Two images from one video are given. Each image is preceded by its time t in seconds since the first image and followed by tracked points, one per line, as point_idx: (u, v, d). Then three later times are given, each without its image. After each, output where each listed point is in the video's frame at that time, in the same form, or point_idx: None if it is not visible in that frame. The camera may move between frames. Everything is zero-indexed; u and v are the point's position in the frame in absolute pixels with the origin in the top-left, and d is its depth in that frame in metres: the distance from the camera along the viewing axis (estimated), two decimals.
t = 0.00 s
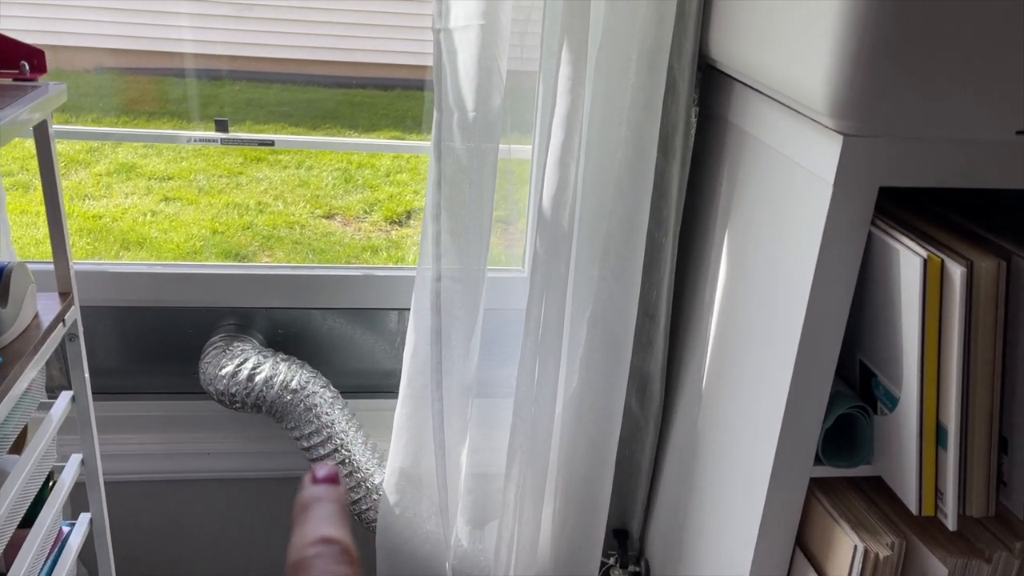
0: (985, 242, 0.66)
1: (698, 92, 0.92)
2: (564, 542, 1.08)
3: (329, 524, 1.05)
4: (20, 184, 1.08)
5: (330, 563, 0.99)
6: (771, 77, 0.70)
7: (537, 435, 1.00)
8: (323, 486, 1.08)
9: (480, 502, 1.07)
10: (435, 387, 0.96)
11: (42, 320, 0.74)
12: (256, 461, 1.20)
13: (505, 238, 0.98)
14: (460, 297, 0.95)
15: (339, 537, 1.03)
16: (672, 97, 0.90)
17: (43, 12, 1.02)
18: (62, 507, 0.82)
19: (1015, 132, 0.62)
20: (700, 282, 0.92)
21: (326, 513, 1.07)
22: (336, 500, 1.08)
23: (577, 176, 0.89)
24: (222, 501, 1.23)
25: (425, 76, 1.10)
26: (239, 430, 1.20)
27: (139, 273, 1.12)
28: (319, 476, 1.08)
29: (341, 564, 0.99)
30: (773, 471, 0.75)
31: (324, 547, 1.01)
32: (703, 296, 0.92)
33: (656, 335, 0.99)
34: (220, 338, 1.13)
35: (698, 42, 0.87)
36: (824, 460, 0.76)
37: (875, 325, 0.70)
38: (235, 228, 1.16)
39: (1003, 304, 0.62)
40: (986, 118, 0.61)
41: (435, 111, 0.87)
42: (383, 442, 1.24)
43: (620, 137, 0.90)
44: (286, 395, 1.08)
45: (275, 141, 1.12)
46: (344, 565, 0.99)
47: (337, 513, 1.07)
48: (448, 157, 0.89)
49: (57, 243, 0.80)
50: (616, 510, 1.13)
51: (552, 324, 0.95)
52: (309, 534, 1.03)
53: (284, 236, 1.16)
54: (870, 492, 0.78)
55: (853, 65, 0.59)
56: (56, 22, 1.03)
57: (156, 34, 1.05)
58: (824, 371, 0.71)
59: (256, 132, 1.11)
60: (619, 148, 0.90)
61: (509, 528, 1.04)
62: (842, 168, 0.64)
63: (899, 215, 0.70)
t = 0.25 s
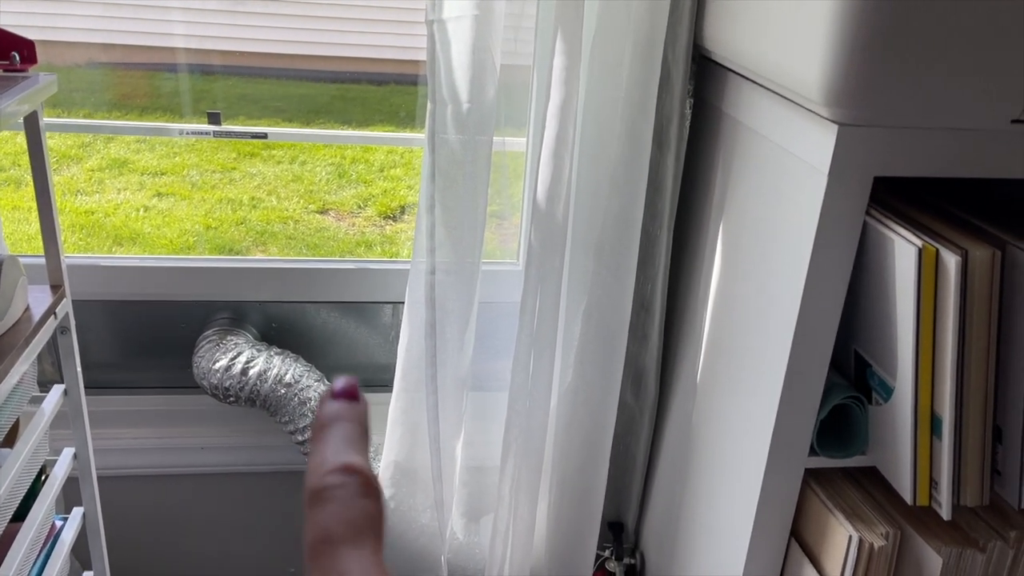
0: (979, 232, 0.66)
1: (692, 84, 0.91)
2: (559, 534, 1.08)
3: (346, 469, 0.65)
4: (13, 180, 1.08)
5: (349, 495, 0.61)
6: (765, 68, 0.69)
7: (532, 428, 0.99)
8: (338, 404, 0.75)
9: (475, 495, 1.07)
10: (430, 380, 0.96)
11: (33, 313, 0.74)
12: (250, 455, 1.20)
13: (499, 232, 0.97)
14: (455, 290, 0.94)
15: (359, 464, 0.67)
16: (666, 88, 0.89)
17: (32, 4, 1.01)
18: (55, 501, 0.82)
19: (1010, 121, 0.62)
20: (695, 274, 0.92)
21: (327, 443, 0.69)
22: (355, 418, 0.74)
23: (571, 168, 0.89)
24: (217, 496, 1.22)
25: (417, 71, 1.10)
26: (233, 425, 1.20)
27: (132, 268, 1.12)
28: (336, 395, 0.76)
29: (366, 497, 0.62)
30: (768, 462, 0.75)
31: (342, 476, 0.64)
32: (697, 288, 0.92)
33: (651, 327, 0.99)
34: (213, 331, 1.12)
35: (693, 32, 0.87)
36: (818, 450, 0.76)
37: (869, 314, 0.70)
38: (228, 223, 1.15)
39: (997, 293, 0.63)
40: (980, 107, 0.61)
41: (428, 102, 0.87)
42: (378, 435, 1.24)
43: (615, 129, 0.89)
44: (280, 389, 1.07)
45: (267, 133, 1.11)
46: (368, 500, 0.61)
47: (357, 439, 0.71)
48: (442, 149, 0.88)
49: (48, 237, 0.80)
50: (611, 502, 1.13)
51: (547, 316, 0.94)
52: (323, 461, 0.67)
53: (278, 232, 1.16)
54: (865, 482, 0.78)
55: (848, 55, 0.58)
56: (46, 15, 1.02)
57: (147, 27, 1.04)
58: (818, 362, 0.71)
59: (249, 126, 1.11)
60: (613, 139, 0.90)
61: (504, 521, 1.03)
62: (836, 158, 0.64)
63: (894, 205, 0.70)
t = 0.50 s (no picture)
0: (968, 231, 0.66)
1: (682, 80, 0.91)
2: (552, 530, 1.09)
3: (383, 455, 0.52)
4: (5, 176, 1.07)
5: (386, 513, 0.43)
6: (755, 67, 0.70)
7: (524, 425, 1.00)
8: (369, 431, 0.55)
9: (468, 492, 1.08)
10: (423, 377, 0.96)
11: (24, 312, 0.74)
12: (243, 453, 1.20)
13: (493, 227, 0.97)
14: (447, 287, 0.94)
15: (400, 486, 0.48)
16: (658, 85, 0.89)
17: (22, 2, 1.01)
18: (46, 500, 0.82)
19: (998, 120, 0.62)
20: (686, 272, 0.92)
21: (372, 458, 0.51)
22: (389, 445, 0.54)
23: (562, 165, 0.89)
24: (210, 493, 1.22)
25: (411, 65, 1.09)
26: (226, 422, 1.20)
27: (124, 265, 1.11)
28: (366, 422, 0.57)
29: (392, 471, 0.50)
30: (758, 459, 0.75)
31: (381, 494, 0.46)
32: (688, 285, 0.92)
33: (642, 324, 0.99)
34: (206, 329, 1.12)
35: (684, 30, 0.87)
36: (807, 447, 0.76)
37: (858, 313, 0.71)
38: (221, 219, 1.15)
39: (985, 291, 0.63)
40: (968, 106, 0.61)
41: (420, 100, 0.87)
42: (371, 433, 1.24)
43: (607, 125, 0.90)
44: (272, 386, 1.07)
45: (260, 132, 1.11)
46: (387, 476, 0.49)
47: (393, 461, 0.51)
48: (434, 146, 0.89)
49: (39, 236, 0.80)
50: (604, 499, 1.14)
51: (539, 313, 0.95)
52: (358, 484, 0.48)
53: (271, 228, 1.16)
54: (854, 478, 0.79)
55: (837, 54, 0.59)
56: (36, 12, 1.02)
57: (138, 25, 1.04)
58: (807, 359, 0.72)
59: (242, 123, 1.10)
60: (606, 137, 0.90)
61: (497, 517, 1.04)
62: (825, 156, 0.64)
63: (883, 203, 0.70)
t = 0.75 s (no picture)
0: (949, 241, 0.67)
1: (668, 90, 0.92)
2: (540, 538, 1.09)
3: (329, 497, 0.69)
4: None
5: (351, 546, 0.62)
6: (738, 78, 0.70)
7: (512, 434, 1.00)
8: (331, 460, 0.74)
9: (456, 500, 1.08)
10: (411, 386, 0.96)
11: (11, 323, 0.74)
12: (230, 462, 1.20)
13: (481, 234, 0.98)
14: (435, 296, 0.95)
15: (359, 518, 0.66)
16: (643, 95, 0.90)
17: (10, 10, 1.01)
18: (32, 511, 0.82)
19: (977, 132, 0.63)
20: (672, 281, 0.93)
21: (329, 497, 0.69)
22: (348, 474, 0.73)
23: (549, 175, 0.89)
24: (197, 502, 1.22)
25: (401, 73, 1.10)
26: (214, 432, 1.20)
27: (112, 274, 1.11)
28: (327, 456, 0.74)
29: (365, 547, 0.62)
30: (743, 468, 0.76)
31: (345, 529, 0.64)
32: (675, 294, 0.93)
33: (629, 333, 1.00)
34: (194, 339, 1.12)
35: (669, 41, 0.88)
36: (792, 455, 0.77)
37: (841, 322, 0.71)
38: (211, 227, 1.15)
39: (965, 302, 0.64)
40: (950, 118, 0.62)
41: (408, 110, 0.87)
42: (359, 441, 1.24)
43: (594, 134, 0.90)
44: (260, 396, 1.07)
45: (248, 141, 1.12)
46: (369, 550, 0.62)
47: (353, 491, 0.70)
48: (421, 155, 0.89)
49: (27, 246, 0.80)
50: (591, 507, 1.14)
51: (526, 322, 0.95)
52: (325, 516, 0.66)
53: (261, 235, 1.16)
54: (839, 486, 0.80)
55: (818, 66, 0.59)
56: (25, 20, 1.02)
57: (127, 33, 1.04)
58: (791, 369, 0.72)
59: (233, 130, 1.11)
60: (593, 146, 0.91)
61: (485, 526, 1.04)
62: (807, 166, 0.65)
63: (865, 214, 0.71)
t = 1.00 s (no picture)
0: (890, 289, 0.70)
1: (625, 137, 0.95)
2: None
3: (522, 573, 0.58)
4: None
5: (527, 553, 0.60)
6: (688, 134, 0.73)
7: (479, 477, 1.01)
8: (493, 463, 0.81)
9: (423, 544, 1.06)
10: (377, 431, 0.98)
11: None
12: (199, 507, 1.20)
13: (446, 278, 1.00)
14: (401, 341, 0.96)
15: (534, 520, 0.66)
16: (601, 145, 0.93)
17: None
18: None
19: (913, 185, 0.64)
20: (632, 326, 0.95)
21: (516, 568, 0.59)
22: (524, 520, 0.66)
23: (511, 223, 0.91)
24: (166, 549, 1.22)
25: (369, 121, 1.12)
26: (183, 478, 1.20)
27: (79, 323, 1.12)
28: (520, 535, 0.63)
29: (544, 551, 0.60)
30: (699, 511, 0.78)
31: (521, 531, 0.63)
32: (635, 338, 0.95)
33: (593, 375, 1.01)
34: (163, 386, 1.13)
35: (624, 94, 0.91)
36: (749, 497, 0.78)
37: (790, 368, 0.74)
38: (185, 265, 1.16)
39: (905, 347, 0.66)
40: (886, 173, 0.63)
41: (372, 162, 0.90)
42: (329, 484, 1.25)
43: (554, 183, 0.93)
44: (228, 442, 1.08)
45: (216, 188, 1.13)
46: (550, 553, 0.60)
47: (541, 544, 0.62)
48: (386, 205, 0.91)
49: None
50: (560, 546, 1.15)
51: (490, 366, 0.96)
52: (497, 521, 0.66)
53: (236, 273, 1.17)
54: (796, 527, 0.81)
55: (759, 123, 0.61)
56: None
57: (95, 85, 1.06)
58: (743, 414, 0.74)
59: (209, 166, 1.12)
60: (552, 194, 0.94)
61: (453, 567, 1.06)
62: (751, 221, 0.67)
63: (811, 262, 0.73)
